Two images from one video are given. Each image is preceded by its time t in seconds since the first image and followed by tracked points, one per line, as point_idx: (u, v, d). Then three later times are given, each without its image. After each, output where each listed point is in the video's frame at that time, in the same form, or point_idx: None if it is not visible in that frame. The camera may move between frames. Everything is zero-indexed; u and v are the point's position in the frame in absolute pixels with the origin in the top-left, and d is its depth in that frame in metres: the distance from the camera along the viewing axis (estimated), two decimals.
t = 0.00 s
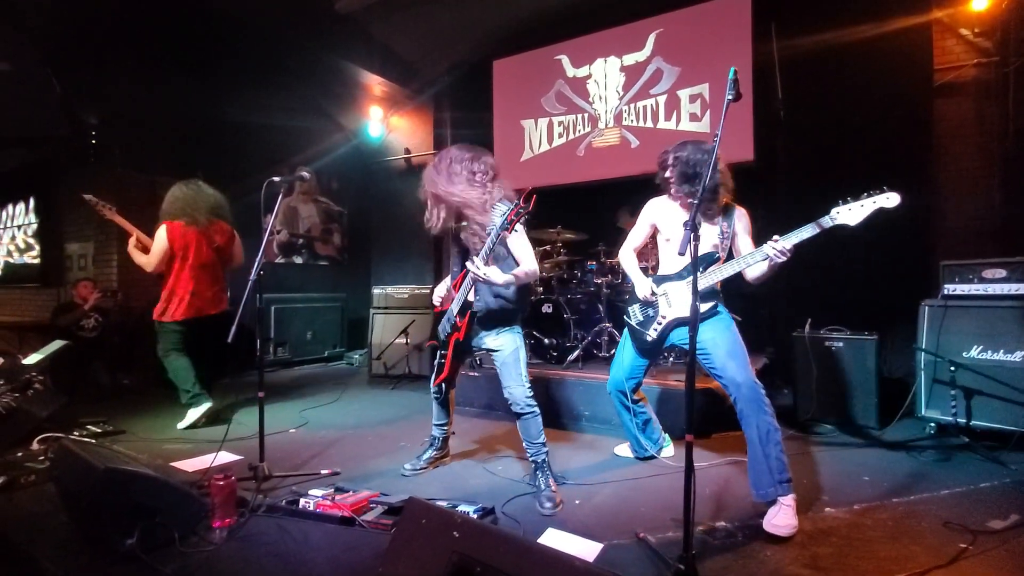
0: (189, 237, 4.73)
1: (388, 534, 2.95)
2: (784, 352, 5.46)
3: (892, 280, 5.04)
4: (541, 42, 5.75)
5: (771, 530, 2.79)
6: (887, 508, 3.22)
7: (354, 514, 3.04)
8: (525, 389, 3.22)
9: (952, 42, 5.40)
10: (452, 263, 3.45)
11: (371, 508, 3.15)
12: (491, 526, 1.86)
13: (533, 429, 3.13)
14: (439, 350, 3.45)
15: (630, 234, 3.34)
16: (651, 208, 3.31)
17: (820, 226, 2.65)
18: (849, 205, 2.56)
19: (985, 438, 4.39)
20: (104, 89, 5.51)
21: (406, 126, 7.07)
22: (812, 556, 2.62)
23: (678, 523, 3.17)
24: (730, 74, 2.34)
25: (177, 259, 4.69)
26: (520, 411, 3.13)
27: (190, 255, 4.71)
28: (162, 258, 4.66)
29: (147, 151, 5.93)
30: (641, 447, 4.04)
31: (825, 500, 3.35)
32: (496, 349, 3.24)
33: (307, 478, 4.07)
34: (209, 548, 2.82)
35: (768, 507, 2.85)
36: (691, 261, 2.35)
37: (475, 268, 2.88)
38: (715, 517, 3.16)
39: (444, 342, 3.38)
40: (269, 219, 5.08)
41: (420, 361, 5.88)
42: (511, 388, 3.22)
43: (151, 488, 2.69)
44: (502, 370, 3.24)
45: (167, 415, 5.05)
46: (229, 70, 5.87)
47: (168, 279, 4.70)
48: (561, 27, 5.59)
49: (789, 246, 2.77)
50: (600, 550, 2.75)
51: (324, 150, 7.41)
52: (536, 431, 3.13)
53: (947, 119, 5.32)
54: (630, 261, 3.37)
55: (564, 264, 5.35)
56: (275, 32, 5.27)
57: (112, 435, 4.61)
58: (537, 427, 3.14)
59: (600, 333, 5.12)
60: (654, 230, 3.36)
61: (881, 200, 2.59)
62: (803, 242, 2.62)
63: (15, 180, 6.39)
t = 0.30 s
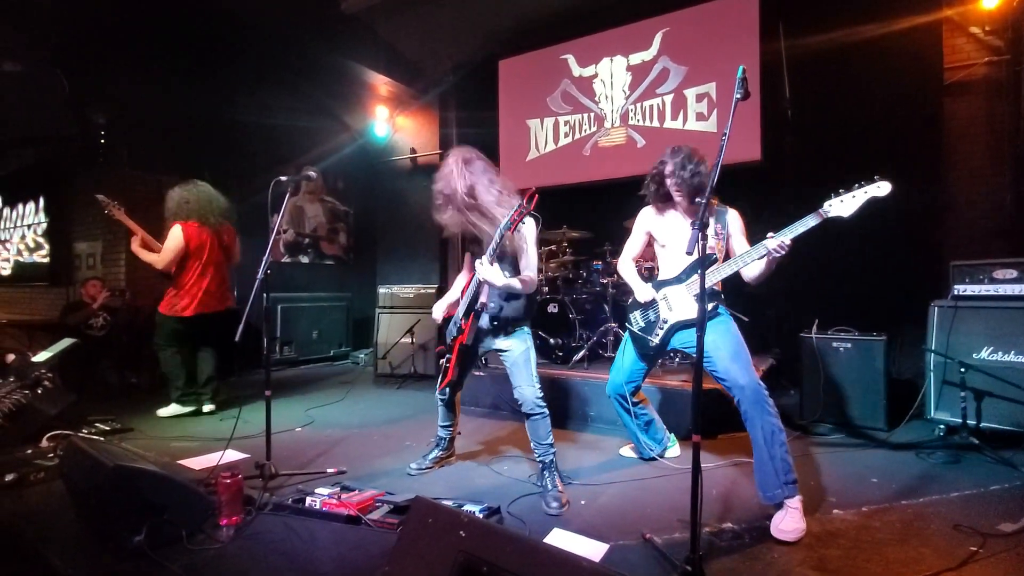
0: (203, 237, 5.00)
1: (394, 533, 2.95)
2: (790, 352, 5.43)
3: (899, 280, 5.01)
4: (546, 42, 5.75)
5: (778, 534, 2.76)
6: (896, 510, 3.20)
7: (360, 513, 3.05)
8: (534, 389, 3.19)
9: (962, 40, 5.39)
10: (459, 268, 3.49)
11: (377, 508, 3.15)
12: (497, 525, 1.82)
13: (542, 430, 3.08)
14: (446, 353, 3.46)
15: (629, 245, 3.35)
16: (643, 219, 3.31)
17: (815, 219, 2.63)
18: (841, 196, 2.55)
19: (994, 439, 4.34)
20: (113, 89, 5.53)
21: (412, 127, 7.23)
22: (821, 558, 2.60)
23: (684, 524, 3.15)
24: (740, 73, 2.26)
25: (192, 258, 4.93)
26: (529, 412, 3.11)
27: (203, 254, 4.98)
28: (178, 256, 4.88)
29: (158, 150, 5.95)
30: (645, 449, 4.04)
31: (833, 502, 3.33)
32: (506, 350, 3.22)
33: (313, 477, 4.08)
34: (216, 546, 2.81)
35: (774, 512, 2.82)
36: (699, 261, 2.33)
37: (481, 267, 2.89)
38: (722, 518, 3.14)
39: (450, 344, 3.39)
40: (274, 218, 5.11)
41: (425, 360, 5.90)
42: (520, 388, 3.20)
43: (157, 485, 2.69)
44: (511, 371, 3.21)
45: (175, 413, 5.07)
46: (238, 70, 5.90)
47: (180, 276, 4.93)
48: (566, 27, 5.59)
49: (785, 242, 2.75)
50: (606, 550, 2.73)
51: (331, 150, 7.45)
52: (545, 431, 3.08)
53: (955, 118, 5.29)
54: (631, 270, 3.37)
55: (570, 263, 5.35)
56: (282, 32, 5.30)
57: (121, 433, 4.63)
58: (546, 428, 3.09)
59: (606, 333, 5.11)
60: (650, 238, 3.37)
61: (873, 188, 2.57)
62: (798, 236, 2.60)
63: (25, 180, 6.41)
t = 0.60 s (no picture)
0: (200, 237, 5.04)
1: (399, 534, 2.93)
2: (798, 353, 5.41)
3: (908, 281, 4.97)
4: (551, 42, 5.75)
5: (785, 537, 2.74)
6: (906, 513, 3.16)
7: (365, 514, 3.03)
8: (537, 389, 3.16)
9: (972, 38, 5.39)
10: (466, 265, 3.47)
11: (383, 508, 3.15)
12: (503, 527, 1.82)
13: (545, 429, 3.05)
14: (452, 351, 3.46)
15: (634, 251, 3.33)
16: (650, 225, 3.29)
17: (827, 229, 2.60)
18: (855, 207, 2.52)
19: (1005, 442, 4.29)
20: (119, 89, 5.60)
21: (417, 128, 7.15)
22: (829, 561, 2.58)
23: (691, 526, 3.13)
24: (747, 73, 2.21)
25: (188, 257, 4.95)
26: (534, 414, 3.09)
27: (200, 254, 5.01)
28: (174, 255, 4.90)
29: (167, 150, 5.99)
30: (650, 451, 4.02)
31: (841, 504, 3.30)
32: (512, 350, 3.19)
33: (318, 477, 4.08)
34: (222, 545, 2.80)
35: (782, 515, 2.81)
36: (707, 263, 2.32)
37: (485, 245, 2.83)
38: (728, 520, 3.12)
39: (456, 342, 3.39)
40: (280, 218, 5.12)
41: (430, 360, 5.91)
42: (525, 388, 3.17)
43: (165, 483, 2.64)
44: (516, 370, 3.18)
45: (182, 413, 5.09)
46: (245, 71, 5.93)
47: (177, 275, 4.96)
48: (570, 27, 5.59)
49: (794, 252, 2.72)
50: (612, 552, 2.71)
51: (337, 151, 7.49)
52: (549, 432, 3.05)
53: (965, 118, 5.25)
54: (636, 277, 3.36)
55: (575, 263, 5.35)
56: (289, 33, 5.32)
57: (129, 433, 4.65)
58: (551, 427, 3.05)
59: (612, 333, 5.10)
60: (656, 245, 3.34)
61: (885, 201, 2.54)
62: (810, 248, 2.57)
63: (35, 181, 6.46)
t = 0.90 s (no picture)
0: (183, 238, 5.05)
1: (403, 534, 2.91)
2: (803, 354, 5.38)
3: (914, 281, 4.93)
4: (554, 42, 5.75)
5: (791, 539, 2.72)
6: (914, 515, 3.13)
7: (369, 514, 3.01)
8: (537, 395, 3.13)
9: (979, 36, 5.35)
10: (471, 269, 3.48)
11: (386, 508, 3.13)
12: (508, 527, 1.74)
13: (546, 436, 3.02)
14: (456, 354, 3.45)
15: (640, 252, 3.31)
16: (656, 224, 3.26)
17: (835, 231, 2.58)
18: (866, 209, 2.49)
19: (1014, 443, 4.25)
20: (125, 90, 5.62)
21: (421, 127, 7.29)
22: (836, 563, 2.55)
23: (696, 527, 3.11)
24: (751, 70, 2.15)
25: (169, 257, 4.99)
26: (534, 417, 3.06)
27: (182, 255, 5.02)
28: (155, 255, 4.95)
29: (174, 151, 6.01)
30: (654, 452, 4.00)
31: (849, 506, 3.27)
32: (510, 355, 3.17)
33: (322, 477, 4.07)
34: (227, 545, 2.79)
35: (788, 518, 2.79)
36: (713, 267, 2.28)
37: (494, 247, 2.88)
38: (734, 521, 3.09)
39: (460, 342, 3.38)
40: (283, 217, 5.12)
41: (432, 360, 5.95)
42: (525, 393, 3.14)
43: (170, 483, 2.67)
44: (515, 377, 3.16)
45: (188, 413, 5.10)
46: (251, 71, 5.95)
47: (160, 276, 4.99)
48: (573, 27, 5.59)
49: (801, 254, 2.69)
50: (615, 552, 2.68)
51: (341, 152, 7.53)
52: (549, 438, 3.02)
53: (972, 116, 5.20)
54: (642, 278, 3.34)
55: (577, 263, 5.39)
56: (294, 33, 5.34)
57: (135, 432, 4.66)
58: (550, 434, 3.03)
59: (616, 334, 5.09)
60: (662, 244, 3.31)
61: (896, 202, 2.51)
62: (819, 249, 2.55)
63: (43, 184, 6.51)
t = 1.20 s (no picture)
0: (181, 236, 5.04)
1: (406, 533, 2.91)
2: (807, 354, 5.37)
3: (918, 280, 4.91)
4: (557, 41, 5.74)
5: (796, 539, 2.71)
6: (918, 515, 3.11)
7: (372, 513, 3.01)
8: (543, 393, 3.12)
9: (985, 33, 5.21)
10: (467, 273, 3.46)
11: (389, 507, 3.13)
12: (512, 527, 1.69)
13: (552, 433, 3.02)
14: (457, 353, 3.44)
15: (642, 251, 3.29)
16: (659, 223, 3.24)
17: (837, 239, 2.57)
18: (871, 218, 2.48)
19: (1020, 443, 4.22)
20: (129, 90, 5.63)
21: (425, 128, 7.32)
22: (840, 564, 2.54)
23: (699, 527, 3.10)
24: (753, 69, 2.12)
25: (168, 257, 4.98)
26: (540, 416, 3.05)
27: (181, 253, 5.03)
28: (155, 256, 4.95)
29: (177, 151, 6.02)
30: (658, 452, 3.99)
31: (853, 506, 3.25)
32: (515, 353, 3.16)
33: (325, 477, 4.07)
34: (230, 545, 2.79)
35: (792, 518, 2.78)
36: (714, 268, 2.26)
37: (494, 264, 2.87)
38: (737, 521, 3.08)
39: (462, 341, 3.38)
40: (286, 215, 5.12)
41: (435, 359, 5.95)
42: (531, 390, 3.13)
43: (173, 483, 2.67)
44: (522, 374, 3.15)
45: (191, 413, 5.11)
46: (254, 71, 5.96)
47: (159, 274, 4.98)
48: (575, 26, 5.59)
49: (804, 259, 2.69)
50: (618, 552, 2.67)
51: (344, 151, 7.54)
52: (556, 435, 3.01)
53: (977, 114, 5.17)
54: (644, 278, 3.33)
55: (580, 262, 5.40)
56: (296, 33, 5.33)
57: (139, 432, 4.67)
58: (557, 432, 3.02)
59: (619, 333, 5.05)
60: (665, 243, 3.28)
61: (904, 210, 2.51)
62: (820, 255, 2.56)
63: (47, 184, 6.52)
